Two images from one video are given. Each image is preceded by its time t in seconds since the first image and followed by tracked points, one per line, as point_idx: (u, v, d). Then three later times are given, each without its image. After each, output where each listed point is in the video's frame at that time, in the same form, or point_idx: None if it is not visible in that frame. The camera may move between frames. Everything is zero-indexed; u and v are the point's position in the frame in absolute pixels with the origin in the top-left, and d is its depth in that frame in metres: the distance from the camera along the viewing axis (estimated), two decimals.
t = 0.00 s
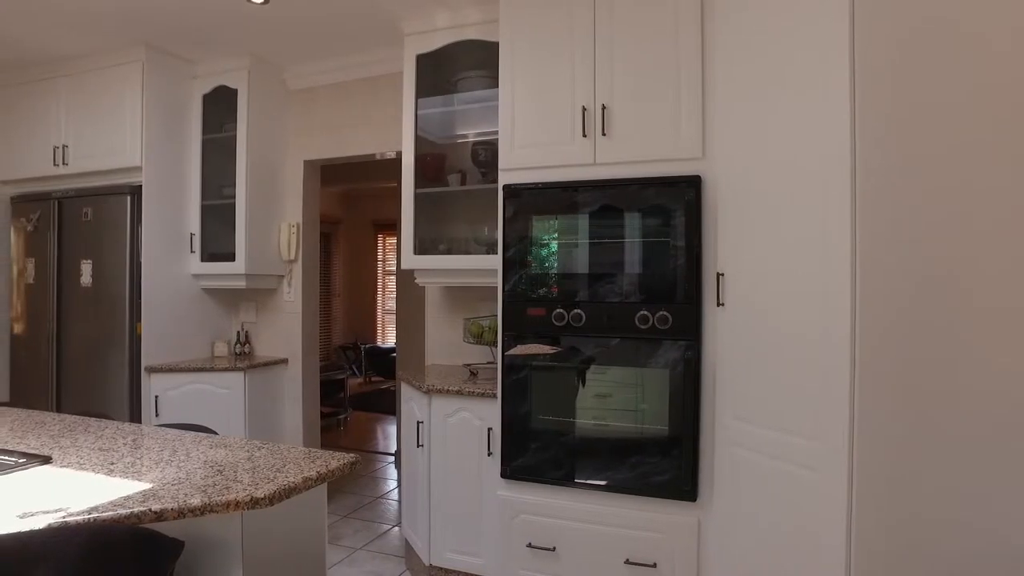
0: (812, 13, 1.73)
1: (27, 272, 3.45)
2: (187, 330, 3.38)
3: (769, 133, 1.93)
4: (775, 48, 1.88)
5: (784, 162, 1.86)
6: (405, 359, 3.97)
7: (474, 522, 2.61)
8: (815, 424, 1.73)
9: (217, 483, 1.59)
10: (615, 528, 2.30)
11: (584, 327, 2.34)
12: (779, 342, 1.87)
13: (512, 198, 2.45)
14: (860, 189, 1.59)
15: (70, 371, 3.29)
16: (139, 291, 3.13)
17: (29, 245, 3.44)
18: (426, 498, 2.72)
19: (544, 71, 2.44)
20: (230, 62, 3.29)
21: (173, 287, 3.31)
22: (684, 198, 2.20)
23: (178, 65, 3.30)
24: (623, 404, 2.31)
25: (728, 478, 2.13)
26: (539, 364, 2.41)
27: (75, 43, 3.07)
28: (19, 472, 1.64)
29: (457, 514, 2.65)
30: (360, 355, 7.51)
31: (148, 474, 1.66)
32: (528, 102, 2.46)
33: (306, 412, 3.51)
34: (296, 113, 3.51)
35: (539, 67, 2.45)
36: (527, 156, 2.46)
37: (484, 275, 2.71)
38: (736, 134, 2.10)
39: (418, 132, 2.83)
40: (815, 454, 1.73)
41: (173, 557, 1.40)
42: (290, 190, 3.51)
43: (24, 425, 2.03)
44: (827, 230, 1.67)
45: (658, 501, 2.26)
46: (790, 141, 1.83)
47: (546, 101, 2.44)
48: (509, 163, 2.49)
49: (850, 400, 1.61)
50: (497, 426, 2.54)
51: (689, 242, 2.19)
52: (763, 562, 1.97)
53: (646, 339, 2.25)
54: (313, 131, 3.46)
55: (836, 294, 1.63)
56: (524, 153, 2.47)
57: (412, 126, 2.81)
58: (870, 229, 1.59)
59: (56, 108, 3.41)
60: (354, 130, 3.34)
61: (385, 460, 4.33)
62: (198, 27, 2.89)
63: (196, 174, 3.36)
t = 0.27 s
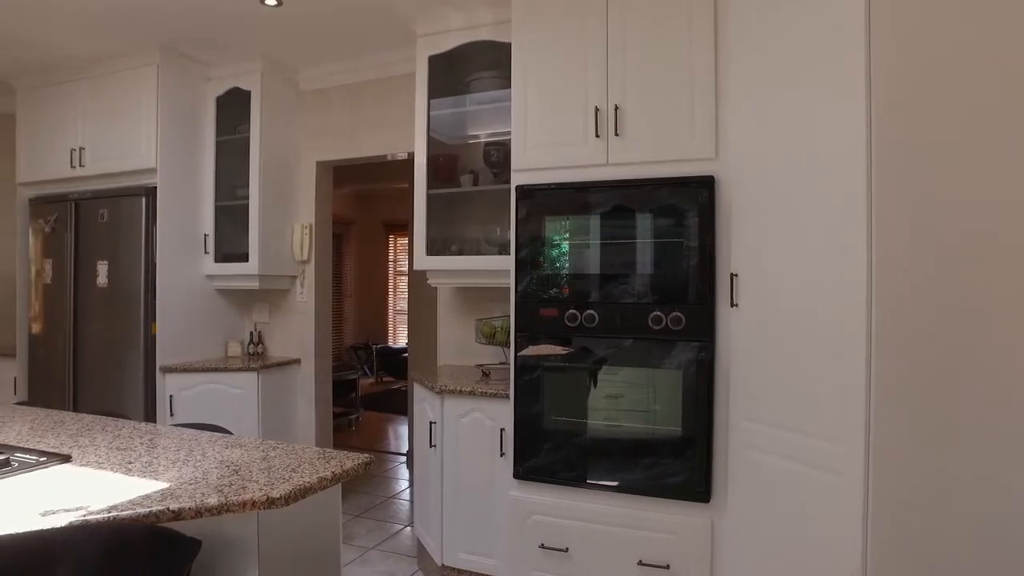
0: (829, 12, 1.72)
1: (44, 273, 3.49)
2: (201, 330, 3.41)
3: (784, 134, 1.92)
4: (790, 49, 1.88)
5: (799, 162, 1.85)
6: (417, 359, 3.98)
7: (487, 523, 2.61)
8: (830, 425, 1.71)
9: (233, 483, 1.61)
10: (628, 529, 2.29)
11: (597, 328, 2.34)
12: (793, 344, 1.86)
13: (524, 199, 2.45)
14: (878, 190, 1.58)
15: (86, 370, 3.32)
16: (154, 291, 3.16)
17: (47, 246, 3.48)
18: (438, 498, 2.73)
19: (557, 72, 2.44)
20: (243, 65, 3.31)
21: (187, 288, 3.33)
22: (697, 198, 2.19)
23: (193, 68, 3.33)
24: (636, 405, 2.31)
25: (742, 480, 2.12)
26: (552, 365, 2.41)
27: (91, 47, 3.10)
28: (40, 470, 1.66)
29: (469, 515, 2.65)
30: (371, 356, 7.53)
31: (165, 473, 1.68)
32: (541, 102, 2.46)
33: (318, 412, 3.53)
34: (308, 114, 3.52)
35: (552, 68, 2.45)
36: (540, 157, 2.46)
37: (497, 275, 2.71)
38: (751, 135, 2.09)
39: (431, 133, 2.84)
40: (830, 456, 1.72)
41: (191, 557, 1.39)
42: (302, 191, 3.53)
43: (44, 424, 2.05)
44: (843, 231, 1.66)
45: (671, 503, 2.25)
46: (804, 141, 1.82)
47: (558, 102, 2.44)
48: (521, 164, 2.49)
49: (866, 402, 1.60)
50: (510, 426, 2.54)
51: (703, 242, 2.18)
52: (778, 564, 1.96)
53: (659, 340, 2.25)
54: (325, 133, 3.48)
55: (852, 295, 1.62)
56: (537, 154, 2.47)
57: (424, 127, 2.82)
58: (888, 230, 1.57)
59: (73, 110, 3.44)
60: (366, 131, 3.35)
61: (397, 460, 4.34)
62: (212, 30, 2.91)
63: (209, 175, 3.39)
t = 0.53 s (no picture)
0: (843, 11, 1.71)
1: (61, 273, 3.52)
2: (214, 331, 3.43)
3: (798, 133, 1.91)
4: (804, 48, 1.86)
5: (813, 162, 1.84)
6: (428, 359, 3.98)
7: (499, 523, 2.61)
8: (846, 427, 1.70)
9: (248, 482, 1.62)
10: (640, 530, 2.29)
11: (609, 328, 2.34)
12: (806, 344, 1.85)
13: (536, 199, 2.45)
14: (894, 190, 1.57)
15: (102, 370, 3.35)
16: (168, 292, 3.18)
17: (63, 248, 3.52)
18: (451, 498, 2.73)
19: (569, 72, 2.44)
20: (256, 66, 3.33)
21: (201, 289, 3.35)
22: (710, 198, 2.18)
23: (206, 70, 3.35)
24: (649, 406, 2.30)
25: (754, 482, 2.11)
26: (564, 366, 2.40)
27: (106, 50, 3.13)
28: (59, 468, 1.68)
29: (481, 515, 2.65)
30: (382, 356, 7.55)
31: (181, 472, 1.69)
32: (553, 103, 2.46)
33: (330, 412, 3.54)
34: (320, 116, 3.54)
35: (563, 68, 2.45)
36: (552, 157, 2.46)
37: (509, 276, 2.71)
38: (764, 134, 2.08)
39: (442, 134, 2.84)
40: (845, 457, 1.71)
41: (208, 555, 1.44)
42: (314, 191, 3.54)
43: (61, 423, 2.07)
44: (858, 231, 1.65)
45: (684, 504, 2.25)
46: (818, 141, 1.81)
47: (570, 102, 2.43)
48: (534, 165, 2.49)
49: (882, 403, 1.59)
50: (522, 427, 2.54)
51: (716, 242, 2.18)
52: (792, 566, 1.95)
53: (672, 340, 2.24)
54: (337, 134, 3.49)
55: (866, 295, 1.61)
56: (549, 155, 2.47)
57: (436, 127, 2.83)
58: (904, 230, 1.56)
59: (89, 113, 3.48)
60: (378, 131, 3.36)
61: (408, 460, 4.34)
62: (225, 32, 2.93)
63: (223, 177, 3.41)
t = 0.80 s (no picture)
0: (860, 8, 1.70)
1: (78, 274, 3.56)
2: (228, 330, 3.45)
3: (813, 131, 1.90)
4: (818, 46, 1.85)
5: (826, 161, 1.83)
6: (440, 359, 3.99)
7: (512, 523, 2.61)
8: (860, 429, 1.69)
9: (264, 481, 1.63)
10: (653, 531, 2.28)
11: (622, 328, 2.33)
12: (821, 344, 1.84)
13: (549, 200, 2.45)
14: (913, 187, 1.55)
15: (118, 369, 3.38)
16: (182, 292, 3.21)
17: (80, 248, 3.56)
18: (464, 498, 2.74)
19: (581, 72, 2.43)
20: (269, 68, 3.35)
21: (215, 289, 3.37)
22: (723, 198, 2.17)
23: (220, 72, 3.37)
24: (661, 406, 2.29)
25: (768, 483, 2.10)
26: (577, 366, 2.40)
27: (122, 52, 3.16)
28: (78, 467, 1.70)
29: (494, 515, 2.66)
30: (394, 356, 7.57)
31: (197, 471, 1.71)
32: (565, 103, 2.46)
33: (343, 411, 3.55)
34: (332, 116, 3.55)
35: (576, 68, 2.44)
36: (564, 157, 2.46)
37: (521, 276, 2.71)
38: (778, 133, 2.06)
39: (454, 134, 2.85)
40: (860, 459, 1.69)
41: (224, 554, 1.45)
42: (327, 192, 3.56)
43: (79, 422, 2.08)
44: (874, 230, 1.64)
45: (697, 505, 2.24)
46: (832, 140, 1.80)
47: (583, 102, 2.43)
48: (546, 165, 2.48)
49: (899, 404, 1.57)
50: (535, 427, 2.54)
51: (729, 242, 2.17)
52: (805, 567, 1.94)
53: (685, 340, 2.23)
54: (349, 134, 3.50)
55: (880, 295, 1.60)
56: (562, 155, 2.46)
57: (448, 128, 2.83)
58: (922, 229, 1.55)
59: (104, 115, 3.51)
60: (389, 132, 3.37)
61: (420, 460, 4.35)
62: (238, 34, 2.95)
63: (237, 177, 3.43)
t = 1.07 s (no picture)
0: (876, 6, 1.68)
1: (95, 274, 3.60)
2: (241, 331, 3.47)
3: (827, 130, 1.88)
4: (834, 45, 1.84)
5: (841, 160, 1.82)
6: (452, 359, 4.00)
7: (524, 524, 2.61)
8: (875, 430, 1.67)
9: (278, 481, 1.63)
10: (666, 532, 2.27)
11: (634, 329, 2.32)
12: (836, 345, 1.83)
13: (561, 200, 2.45)
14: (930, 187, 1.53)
15: (134, 369, 3.41)
16: (196, 292, 3.23)
17: (96, 249, 3.59)
18: (475, 498, 2.74)
19: (594, 72, 2.43)
20: (282, 69, 3.36)
21: (229, 289, 3.40)
22: (737, 198, 2.16)
23: (234, 74, 3.40)
24: (674, 407, 2.28)
25: (782, 484, 2.08)
26: (589, 366, 2.39)
27: (137, 55, 3.18)
28: (95, 465, 1.71)
29: (506, 515, 2.66)
30: (405, 356, 7.58)
31: (212, 470, 1.72)
32: (577, 103, 2.46)
33: (355, 411, 3.56)
34: (344, 117, 3.56)
35: (588, 68, 2.44)
36: (577, 157, 2.45)
37: (533, 276, 2.71)
38: (792, 133, 2.05)
39: (466, 135, 2.85)
40: (876, 461, 1.68)
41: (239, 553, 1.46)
42: (339, 193, 3.57)
43: (95, 421, 2.10)
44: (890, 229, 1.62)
45: (710, 506, 2.23)
46: (846, 140, 1.79)
47: (595, 102, 2.43)
48: (558, 165, 2.48)
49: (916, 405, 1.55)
50: (547, 427, 2.54)
51: (742, 242, 2.15)
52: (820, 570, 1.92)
53: (698, 341, 2.22)
54: (361, 135, 3.52)
55: (896, 296, 1.59)
56: (574, 155, 2.46)
57: (459, 129, 2.84)
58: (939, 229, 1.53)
59: (120, 117, 3.54)
60: (401, 133, 3.38)
61: (432, 461, 4.36)
62: (251, 36, 2.96)
63: (250, 178, 3.45)
